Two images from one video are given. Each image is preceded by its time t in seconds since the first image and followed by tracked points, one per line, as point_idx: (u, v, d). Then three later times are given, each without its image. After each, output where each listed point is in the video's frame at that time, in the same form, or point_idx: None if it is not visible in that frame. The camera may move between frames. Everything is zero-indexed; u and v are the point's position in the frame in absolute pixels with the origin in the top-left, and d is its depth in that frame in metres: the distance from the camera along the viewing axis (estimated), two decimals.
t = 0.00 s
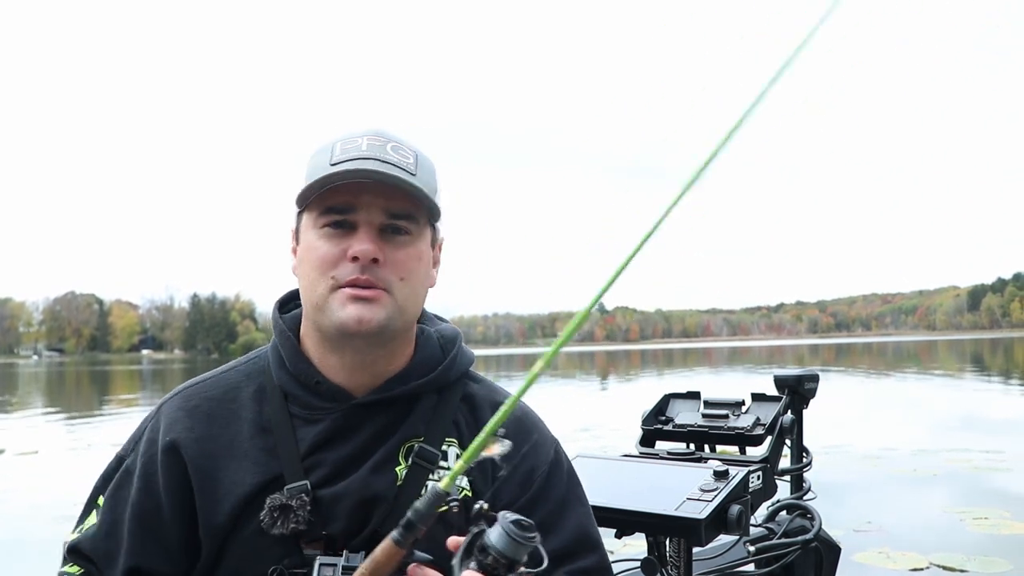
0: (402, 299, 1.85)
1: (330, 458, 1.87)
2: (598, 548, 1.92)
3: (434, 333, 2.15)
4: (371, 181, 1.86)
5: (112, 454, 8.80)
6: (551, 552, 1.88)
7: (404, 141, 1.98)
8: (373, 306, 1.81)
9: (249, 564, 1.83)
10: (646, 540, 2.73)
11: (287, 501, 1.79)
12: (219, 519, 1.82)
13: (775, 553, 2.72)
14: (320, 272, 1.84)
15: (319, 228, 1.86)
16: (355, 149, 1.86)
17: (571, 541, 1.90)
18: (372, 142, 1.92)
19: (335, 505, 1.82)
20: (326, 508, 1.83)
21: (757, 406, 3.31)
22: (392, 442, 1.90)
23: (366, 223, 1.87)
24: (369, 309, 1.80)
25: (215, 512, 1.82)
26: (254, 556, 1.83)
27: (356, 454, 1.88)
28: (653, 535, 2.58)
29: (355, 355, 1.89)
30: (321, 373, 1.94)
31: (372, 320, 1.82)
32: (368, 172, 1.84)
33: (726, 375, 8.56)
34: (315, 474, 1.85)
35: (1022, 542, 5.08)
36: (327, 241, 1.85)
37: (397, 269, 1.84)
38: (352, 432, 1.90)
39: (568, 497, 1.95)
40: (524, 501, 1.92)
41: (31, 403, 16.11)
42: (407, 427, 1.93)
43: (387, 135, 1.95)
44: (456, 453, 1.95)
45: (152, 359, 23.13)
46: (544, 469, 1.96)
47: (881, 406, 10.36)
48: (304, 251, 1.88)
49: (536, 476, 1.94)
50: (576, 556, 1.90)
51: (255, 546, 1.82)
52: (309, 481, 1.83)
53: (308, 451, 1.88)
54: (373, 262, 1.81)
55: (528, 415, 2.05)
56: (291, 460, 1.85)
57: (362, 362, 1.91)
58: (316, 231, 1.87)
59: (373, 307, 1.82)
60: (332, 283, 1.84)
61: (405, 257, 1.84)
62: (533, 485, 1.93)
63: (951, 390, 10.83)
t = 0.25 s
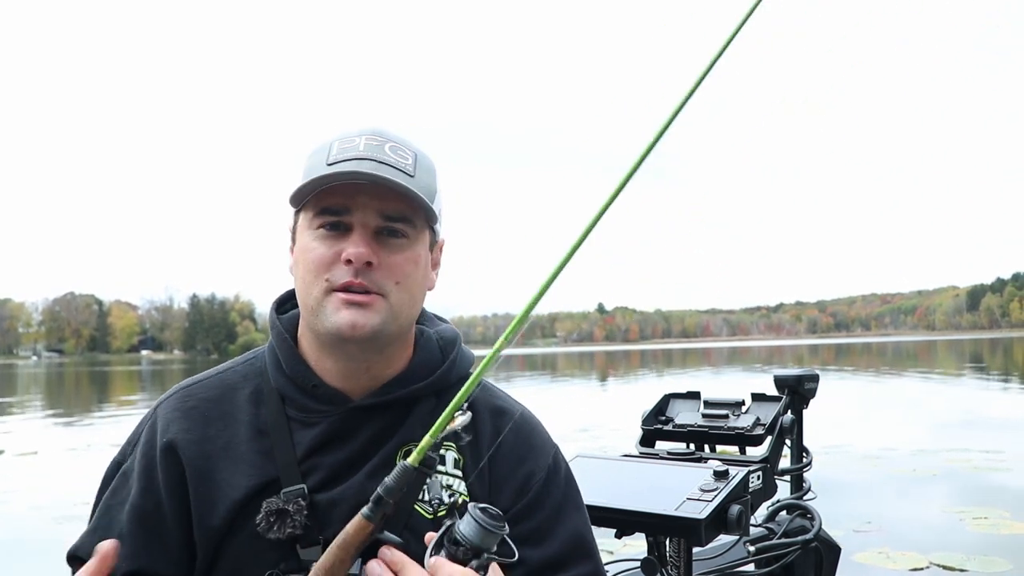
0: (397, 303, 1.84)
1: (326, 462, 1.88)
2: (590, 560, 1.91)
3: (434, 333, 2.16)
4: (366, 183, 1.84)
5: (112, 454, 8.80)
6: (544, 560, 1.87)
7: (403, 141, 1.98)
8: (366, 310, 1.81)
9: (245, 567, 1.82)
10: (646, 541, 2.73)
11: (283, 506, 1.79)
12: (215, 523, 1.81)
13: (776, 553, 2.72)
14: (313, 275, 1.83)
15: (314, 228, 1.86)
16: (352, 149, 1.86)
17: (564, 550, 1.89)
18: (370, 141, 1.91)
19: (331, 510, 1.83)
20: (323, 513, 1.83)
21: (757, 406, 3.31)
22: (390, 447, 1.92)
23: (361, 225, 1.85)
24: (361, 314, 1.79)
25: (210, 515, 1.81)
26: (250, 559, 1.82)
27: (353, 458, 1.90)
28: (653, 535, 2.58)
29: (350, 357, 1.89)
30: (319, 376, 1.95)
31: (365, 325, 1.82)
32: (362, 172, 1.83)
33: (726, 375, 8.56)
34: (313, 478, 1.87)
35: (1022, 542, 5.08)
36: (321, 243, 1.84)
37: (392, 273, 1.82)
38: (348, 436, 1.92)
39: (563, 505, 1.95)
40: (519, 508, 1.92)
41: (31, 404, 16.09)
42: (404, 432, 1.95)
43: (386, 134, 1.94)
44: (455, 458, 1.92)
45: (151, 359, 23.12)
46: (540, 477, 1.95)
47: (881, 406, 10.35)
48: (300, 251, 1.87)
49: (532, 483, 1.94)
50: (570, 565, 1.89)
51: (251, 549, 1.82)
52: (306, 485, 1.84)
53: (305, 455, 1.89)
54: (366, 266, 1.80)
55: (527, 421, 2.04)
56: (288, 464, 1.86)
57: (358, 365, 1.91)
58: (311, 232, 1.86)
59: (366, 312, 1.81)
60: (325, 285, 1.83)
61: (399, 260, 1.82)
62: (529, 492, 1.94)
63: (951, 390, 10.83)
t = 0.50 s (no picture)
0: (410, 308, 1.85)
1: (338, 471, 1.88)
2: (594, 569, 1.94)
3: (444, 339, 2.19)
4: (381, 186, 1.84)
5: (110, 454, 8.78)
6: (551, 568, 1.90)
7: (417, 141, 1.98)
8: (380, 316, 1.82)
9: None
10: (646, 540, 2.72)
11: (295, 516, 1.80)
12: (229, 532, 1.82)
13: (775, 553, 2.72)
14: (327, 278, 1.83)
15: (327, 232, 1.86)
16: (368, 151, 1.86)
17: (571, 559, 1.92)
18: (383, 142, 1.91)
19: (343, 518, 1.84)
20: (334, 521, 1.84)
21: (757, 406, 3.31)
22: (403, 455, 1.93)
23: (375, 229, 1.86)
24: (376, 319, 1.80)
25: (222, 528, 1.83)
26: (262, 568, 1.84)
27: (365, 467, 1.90)
28: (653, 536, 2.57)
29: (361, 362, 1.90)
30: (332, 384, 1.94)
31: (379, 330, 1.82)
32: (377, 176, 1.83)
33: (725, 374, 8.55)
34: (323, 486, 1.87)
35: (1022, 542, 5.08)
36: (335, 246, 1.84)
37: (406, 278, 1.83)
38: (360, 444, 1.92)
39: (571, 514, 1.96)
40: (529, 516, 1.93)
41: (29, 403, 16.06)
42: (417, 439, 1.97)
43: (400, 135, 1.94)
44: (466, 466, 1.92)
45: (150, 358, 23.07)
46: (549, 485, 1.96)
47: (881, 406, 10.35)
48: (312, 253, 1.87)
49: (542, 492, 1.94)
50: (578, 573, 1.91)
51: (262, 559, 1.83)
52: (317, 494, 1.85)
53: (316, 463, 1.88)
54: (381, 271, 1.81)
55: (538, 427, 2.04)
56: (299, 472, 1.86)
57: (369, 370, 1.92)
58: (324, 235, 1.86)
59: (380, 317, 1.83)
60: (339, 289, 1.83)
61: (415, 266, 1.84)
62: (539, 500, 1.94)
63: (950, 391, 10.84)
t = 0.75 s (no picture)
0: (415, 313, 1.85)
1: (341, 473, 1.88)
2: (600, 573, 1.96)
3: (449, 341, 2.17)
4: (385, 188, 1.84)
5: (110, 454, 8.77)
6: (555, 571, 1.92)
7: (422, 141, 1.98)
8: (385, 322, 1.82)
9: None
10: (645, 540, 2.71)
11: (298, 518, 1.80)
12: (231, 532, 1.83)
13: (776, 553, 2.72)
14: (330, 283, 1.83)
15: (331, 235, 1.84)
16: (371, 153, 1.85)
17: (575, 562, 1.93)
18: (387, 142, 1.91)
19: (346, 520, 1.84)
20: (337, 523, 1.84)
21: (757, 406, 3.31)
22: (407, 457, 1.93)
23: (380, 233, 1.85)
24: (380, 326, 1.80)
25: (223, 527, 1.83)
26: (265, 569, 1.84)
27: (367, 470, 1.89)
28: (652, 535, 2.57)
29: (364, 366, 1.90)
30: (335, 386, 1.94)
31: (384, 335, 1.83)
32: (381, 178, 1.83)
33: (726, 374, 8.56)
34: (326, 488, 1.87)
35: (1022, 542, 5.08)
36: (339, 251, 1.83)
37: (411, 283, 1.83)
38: (363, 446, 1.92)
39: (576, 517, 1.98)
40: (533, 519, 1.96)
41: (29, 403, 16.03)
42: (421, 442, 1.97)
43: (404, 135, 1.94)
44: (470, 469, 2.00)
45: (149, 357, 23.04)
46: (554, 488, 1.99)
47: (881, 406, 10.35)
48: (315, 256, 1.86)
49: (547, 495, 1.97)
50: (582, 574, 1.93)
51: (263, 560, 1.83)
52: (320, 495, 1.85)
53: (319, 464, 1.89)
54: (386, 276, 1.80)
55: (545, 430, 2.07)
56: (302, 474, 1.86)
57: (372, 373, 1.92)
58: (327, 238, 1.85)
59: (384, 323, 1.83)
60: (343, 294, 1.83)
61: (419, 271, 1.84)
62: (544, 503, 1.97)
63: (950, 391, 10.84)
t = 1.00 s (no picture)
0: (420, 321, 1.87)
1: (331, 468, 1.87)
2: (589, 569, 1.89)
3: (438, 338, 2.17)
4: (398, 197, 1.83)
5: (110, 455, 8.78)
6: (542, 568, 1.87)
7: (428, 148, 1.97)
8: (393, 331, 1.83)
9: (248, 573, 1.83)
10: (646, 540, 2.71)
11: (288, 513, 1.79)
12: (222, 528, 1.82)
13: (776, 553, 2.72)
14: (340, 291, 1.81)
15: (340, 241, 1.82)
16: (384, 158, 1.84)
17: (564, 557, 1.88)
18: (399, 148, 1.90)
19: (336, 516, 1.82)
20: (327, 519, 1.83)
21: (757, 406, 3.31)
22: (395, 452, 1.91)
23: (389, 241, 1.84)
24: (391, 337, 1.81)
25: (214, 523, 1.82)
26: (256, 564, 1.83)
27: (357, 465, 1.88)
28: (653, 535, 2.57)
29: (363, 370, 1.91)
30: (324, 383, 1.95)
31: (391, 344, 1.84)
32: (393, 184, 1.82)
33: (725, 374, 8.56)
34: (316, 484, 1.86)
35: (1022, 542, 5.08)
36: (350, 258, 1.81)
37: (419, 293, 1.84)
38: (353, 442, 1.91)
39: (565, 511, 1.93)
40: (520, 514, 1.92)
41: (26, 405, 16.02)
42: (409, 438, 1.94)
43: (413, 141, 1.93)
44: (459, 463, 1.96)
45: (150, 358, 23.10)
46: (542, 483, 1.94)
47: (880, 406, 10.36)
48: (322, 260, 1.83)
49: (534, 489, 1.93)
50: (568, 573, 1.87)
51: (255, 555, 1.83)
52: (310, 492, 1.84)
53: (309, 460, 1.89)
54: (398, 288, 1.80)
55: (533, 426, 2.03)
56: (293, 470, 1.86)
57: (368, 376, 1.93)
58: (337, 245, 1.82)
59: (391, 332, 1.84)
60: (351, 301, 1.82)
61: (428, 281, 1.85)
62: (531, 497, 1.93)
63: (948, 391, 10.86)
